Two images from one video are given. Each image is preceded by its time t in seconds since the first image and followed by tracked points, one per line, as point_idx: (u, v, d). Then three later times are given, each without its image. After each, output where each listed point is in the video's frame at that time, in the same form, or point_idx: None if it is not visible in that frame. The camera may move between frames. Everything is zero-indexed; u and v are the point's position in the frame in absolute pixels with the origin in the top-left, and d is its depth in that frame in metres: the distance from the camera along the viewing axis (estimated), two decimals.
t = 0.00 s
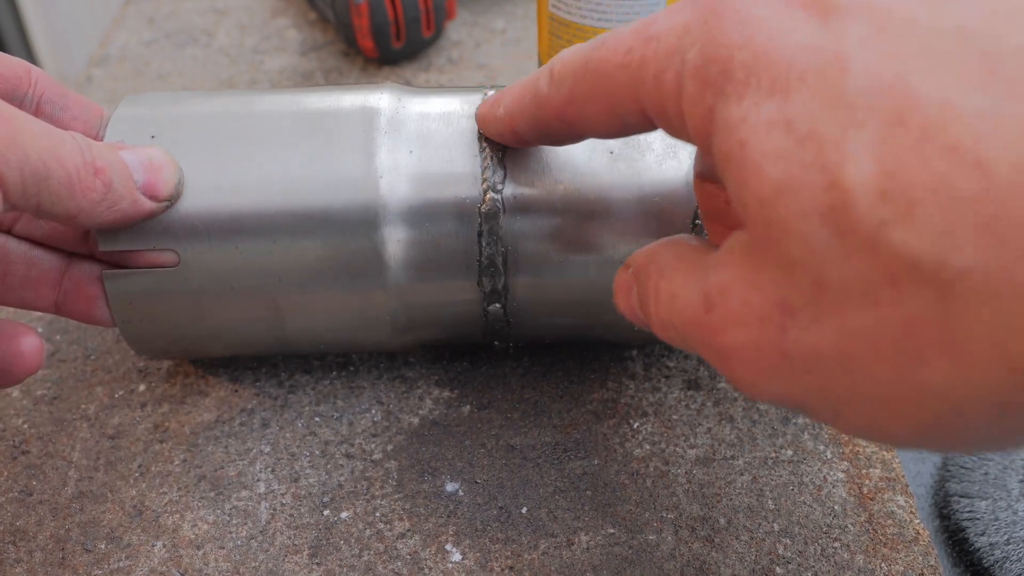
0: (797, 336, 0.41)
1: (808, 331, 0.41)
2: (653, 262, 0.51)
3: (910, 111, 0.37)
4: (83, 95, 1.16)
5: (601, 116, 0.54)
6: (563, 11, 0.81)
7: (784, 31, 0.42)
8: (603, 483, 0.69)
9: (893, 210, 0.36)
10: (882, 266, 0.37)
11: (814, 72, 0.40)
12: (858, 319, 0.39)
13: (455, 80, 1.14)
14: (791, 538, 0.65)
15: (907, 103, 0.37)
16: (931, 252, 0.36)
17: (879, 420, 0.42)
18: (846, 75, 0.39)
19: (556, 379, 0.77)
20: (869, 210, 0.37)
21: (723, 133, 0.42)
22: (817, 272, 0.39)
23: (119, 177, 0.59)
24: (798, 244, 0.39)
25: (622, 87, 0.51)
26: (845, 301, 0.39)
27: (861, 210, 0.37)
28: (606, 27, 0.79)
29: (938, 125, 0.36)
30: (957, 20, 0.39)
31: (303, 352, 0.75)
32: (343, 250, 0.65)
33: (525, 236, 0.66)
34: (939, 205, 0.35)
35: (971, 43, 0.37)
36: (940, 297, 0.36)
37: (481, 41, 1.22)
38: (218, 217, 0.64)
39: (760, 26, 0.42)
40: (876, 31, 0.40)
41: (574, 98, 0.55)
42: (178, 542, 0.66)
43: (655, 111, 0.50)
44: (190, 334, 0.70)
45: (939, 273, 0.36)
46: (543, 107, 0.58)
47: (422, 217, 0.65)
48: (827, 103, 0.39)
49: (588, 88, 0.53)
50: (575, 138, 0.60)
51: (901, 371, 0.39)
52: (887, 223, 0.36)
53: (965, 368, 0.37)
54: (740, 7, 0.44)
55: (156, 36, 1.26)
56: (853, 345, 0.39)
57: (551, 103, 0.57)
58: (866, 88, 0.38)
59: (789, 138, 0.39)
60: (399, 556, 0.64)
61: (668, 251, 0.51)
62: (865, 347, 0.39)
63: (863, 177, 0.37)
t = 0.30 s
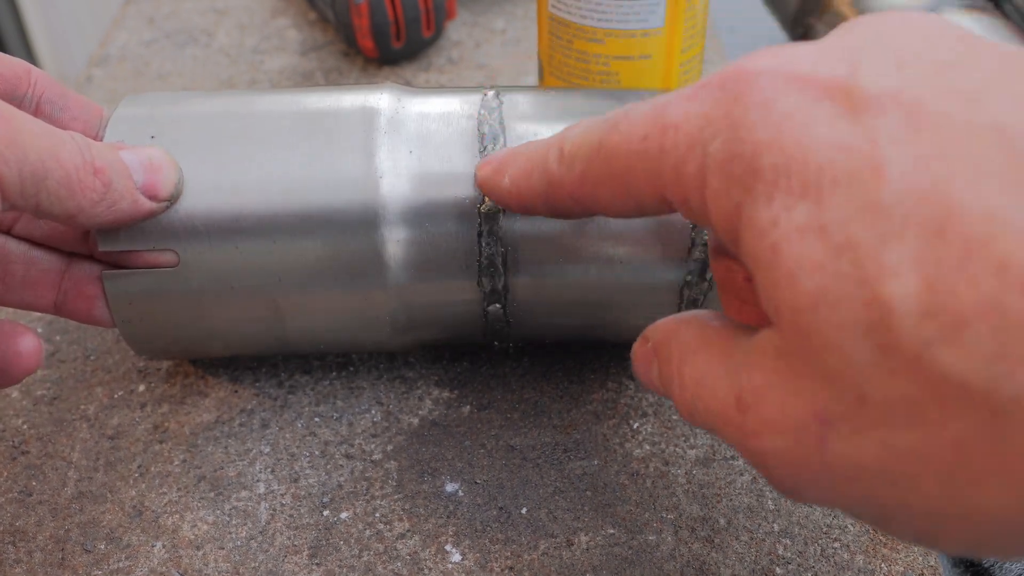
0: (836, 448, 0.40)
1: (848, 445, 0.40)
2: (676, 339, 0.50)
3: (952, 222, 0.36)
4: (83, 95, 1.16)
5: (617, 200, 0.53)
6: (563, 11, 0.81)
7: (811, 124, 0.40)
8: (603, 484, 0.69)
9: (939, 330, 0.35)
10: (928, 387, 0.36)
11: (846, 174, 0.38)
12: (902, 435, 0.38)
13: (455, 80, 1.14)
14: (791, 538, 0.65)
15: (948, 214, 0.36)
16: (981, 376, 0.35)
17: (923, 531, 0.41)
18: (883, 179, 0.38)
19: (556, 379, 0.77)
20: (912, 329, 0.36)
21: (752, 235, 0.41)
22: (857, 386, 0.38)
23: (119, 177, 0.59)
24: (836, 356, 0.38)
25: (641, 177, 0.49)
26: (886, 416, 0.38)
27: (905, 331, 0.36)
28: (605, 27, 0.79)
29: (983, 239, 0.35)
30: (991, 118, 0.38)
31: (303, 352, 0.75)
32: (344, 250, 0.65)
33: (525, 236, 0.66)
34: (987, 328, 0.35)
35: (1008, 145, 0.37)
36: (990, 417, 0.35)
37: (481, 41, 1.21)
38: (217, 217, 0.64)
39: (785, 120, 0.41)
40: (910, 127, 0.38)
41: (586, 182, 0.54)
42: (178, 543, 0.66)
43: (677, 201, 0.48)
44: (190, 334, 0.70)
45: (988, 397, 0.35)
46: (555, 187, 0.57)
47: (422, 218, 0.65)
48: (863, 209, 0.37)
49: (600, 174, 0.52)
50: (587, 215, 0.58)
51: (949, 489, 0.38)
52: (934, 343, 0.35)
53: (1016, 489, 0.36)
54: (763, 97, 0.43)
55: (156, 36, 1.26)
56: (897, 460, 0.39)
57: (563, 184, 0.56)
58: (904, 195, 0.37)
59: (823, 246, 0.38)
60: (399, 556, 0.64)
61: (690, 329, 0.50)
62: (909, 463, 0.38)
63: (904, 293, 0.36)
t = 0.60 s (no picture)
0: (847, 462, 0.41)
1: (858, 459, 0.40)
2: (681, 356, 0.50)
3: (958, 242, 0.37)
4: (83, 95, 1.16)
5: (619, 205, 0.52)
6: (562, 11, 0.81)
7: (819, 145, 0.42)
8: (603, 483, 0.69)
9: (947, 347, 0.37)
10: (936, 399, 0.37)
11: (852, 198, 0.40)
12: (914, 448, 0.39)
13: (455, 80, 1.14)
14: (791, 538, 0.65)
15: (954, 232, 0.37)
16: (990, 390, 0.36)
17: (936, 543, 0.42)
18: (887, 199, 0.39)
19: (556, 379, 0.77)
20: (922, 346, 0.37)
21: (758, 253, 0.42)
22: (869, 402, 0.39)
23: (119, 177, 0.59)
24: (847, 374, 0.39)
25: (642, 185, 0.49)
26: (898, 430, 0.39)
27: (915, 347, 0.37)
28: (605, 27, 0.79)
29: (989, 257, 0.36)
30: (993, 137, 0.39)
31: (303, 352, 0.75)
32: (344, 251, 0.65)
33: (524, 235, 0.66)
34: (996, 346, 0.36)
35: (1014, 161, 0.38)
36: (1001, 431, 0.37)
37: (481, 41, 1.21)
38: (217, 217, 0.64)
39: (790, 143, 0.42)
40: (916, 147, 0.40)
41: (587, 181, 0.53)
42: (178, 543, 0.66)
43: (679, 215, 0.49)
44: (190, 334, 0.70)
45: (999, 412, 0.36)
46: (553, 185, 0.56)
47: (422, 218, 0.65)
48: (871, 230, 0.39)
49: (601, 176, 0.52)
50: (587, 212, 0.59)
51: (961, 501, 0.39)
52: (942, 359, 0.37)
53: None
54: (766, 119, 0.44)
55: (156, 36, 1.26)
56: (908, 472, 0.39)
57: (564, 182, 0.55)
58: (912, 215, 0.38)
59: (831, 265, 0.40)
60: (399, 556, 0.64)
61: (696, 344, 0.50)
62: (921, 476, 0.39)
63: (912, 309, 0.37)
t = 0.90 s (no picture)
0: (770, 290, 0.45)
1: (779, 287, 0.44)
2: (647, 250, 0.54)
3: (865, 65, 0.40)
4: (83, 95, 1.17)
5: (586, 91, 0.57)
6: (562, 11, 0.81)
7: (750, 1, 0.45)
8: (602, 483, 0.69)
9: (848, 157, 0.40)
10: (843, 210, 0.40)
11: (776, 41, 0.43)
12: (823, 266, 0.42)
13: (455, 80, 1.14)
14: (791, 538, 0.65)
15: (862, 59, 0.40)
16: (884, 187, 0.39)
17: (857, 364, 0.45)
18: (806, 39, 0.42)
19: (556, 379, 0.77)
20: (825, 158, 0.40)
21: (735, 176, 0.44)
22: (784, 225, 0.43)
23: (118, 177, 0.59)
24: (766, 200, 0.43)
25: (606, 68, 0.53)
26: (811, 249, 0.42)
27: (821, 160, 0.41)
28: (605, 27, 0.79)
29: (889, 76, 0.40)
30: None
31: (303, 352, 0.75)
32: (344, 252, 0.65)
33: (523, 234, 0.66)
34: (891, 147, 0.39)
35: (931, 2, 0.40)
36: (897, 232, 0.39)
37: (481, 41, 1.21)
38: (217, 217, 0.64)
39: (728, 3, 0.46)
40: None
41: (560, 71, 0.57)
42: (178, 543, 0.66)
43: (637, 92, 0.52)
44: (189, 334, 0.70)
45: (894, 212, 0.39)
46: (532, 80, 0.60)
47: (421, 218, 0.65)
48: (788, 64, 0.42)
49: (572, 66, 0.56)
50: (564, 109, 0.62)
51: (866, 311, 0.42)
52: (845, 169, 0.40)
53: (927, 305, 0.40)
54: None
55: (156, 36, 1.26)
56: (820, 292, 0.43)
57: (540, 74, 0.59)
58: (822, 47, 0.42)
59: (754, 102, 0.43)
60: (399, 556, 0.64)
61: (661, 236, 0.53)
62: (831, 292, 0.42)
63: (821, 130, 0.41)
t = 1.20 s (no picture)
0: (824, 433, 0.40)
1: (837, 430, 0.40)
2: (667, 334, 0.50)
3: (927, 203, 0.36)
4: (83, 95, 1.16)
5: (606, 192, 0.53)
6: (562, 11, 0.81)
7: (788, 111, 0.41)
8: (602, 484, 0.69)
9: (918, 311, 0.36)
10: (909, 369, 0.36)
11: (822, 159, 0.39)
12: (886, 418, 0.38)
13: (455, 80, 1.14)
14: (791, 539, 0.65)
15: (924, 196, 0.36)
16: (959, 354, 0.35)
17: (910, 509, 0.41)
18: (859, 165, 0.38)
19: (556, 379, 0.77)
20: (892, 312, 0.36)
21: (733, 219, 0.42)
22: (843, 372, 0.38)
23: (118, 177, 0.59)
24: (822, 343, 0.39)
25: (622, 163, 0.50)
26: (873, 399, 0.38)
27: (886, 314, 0.36)
28: (605, 27, 0.79)
29: (958, 217, 0.35)
30: (963, 99, 0.38)
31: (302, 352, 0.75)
32: (345, 253, 0.65)
33: (522, 234, 0.66)
34: (966, 307, 0.35)
35: (979, 125, 0.37)
36: (970, 396, 0.36)
37: (481, 41, 1.21)
38: (218, 217, 0.64)
39: (763, 106, 0.42)
40: (885, 110, 0.39)
41: (572, 167, 0.53)
42: (177, 543, 0.66)
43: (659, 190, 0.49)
44: (189, 335, 0.70)
45: (968, 378, 0.35)
46: (541, 179, 0.57)
47: (421, 218, 0.65)
48: (842, 193, 0.38)
49: (585, 163, 0.52)
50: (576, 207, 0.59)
51: (936, 469, 0.38)
52: (914, 324, 0.36)
53: (996, 465, 0.37)
54: (738, 83, 0.44)
55: (156, 36, 1.26)
56: (887, 444, 0.39)
57: (548, 175, 0.56)
58: (879, 176, 0.37)
59: (804, 233, 0.39)
60: (399, 557, 0.64)
61: (683, 320, 0.49)
62: (896, 445, 0.38)
63: (884, 276, 0.36)
